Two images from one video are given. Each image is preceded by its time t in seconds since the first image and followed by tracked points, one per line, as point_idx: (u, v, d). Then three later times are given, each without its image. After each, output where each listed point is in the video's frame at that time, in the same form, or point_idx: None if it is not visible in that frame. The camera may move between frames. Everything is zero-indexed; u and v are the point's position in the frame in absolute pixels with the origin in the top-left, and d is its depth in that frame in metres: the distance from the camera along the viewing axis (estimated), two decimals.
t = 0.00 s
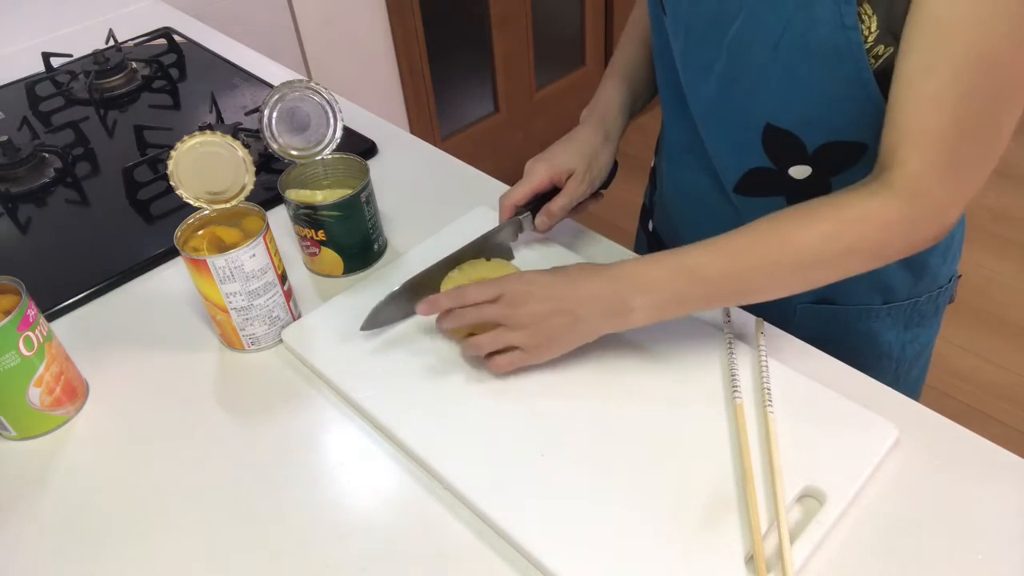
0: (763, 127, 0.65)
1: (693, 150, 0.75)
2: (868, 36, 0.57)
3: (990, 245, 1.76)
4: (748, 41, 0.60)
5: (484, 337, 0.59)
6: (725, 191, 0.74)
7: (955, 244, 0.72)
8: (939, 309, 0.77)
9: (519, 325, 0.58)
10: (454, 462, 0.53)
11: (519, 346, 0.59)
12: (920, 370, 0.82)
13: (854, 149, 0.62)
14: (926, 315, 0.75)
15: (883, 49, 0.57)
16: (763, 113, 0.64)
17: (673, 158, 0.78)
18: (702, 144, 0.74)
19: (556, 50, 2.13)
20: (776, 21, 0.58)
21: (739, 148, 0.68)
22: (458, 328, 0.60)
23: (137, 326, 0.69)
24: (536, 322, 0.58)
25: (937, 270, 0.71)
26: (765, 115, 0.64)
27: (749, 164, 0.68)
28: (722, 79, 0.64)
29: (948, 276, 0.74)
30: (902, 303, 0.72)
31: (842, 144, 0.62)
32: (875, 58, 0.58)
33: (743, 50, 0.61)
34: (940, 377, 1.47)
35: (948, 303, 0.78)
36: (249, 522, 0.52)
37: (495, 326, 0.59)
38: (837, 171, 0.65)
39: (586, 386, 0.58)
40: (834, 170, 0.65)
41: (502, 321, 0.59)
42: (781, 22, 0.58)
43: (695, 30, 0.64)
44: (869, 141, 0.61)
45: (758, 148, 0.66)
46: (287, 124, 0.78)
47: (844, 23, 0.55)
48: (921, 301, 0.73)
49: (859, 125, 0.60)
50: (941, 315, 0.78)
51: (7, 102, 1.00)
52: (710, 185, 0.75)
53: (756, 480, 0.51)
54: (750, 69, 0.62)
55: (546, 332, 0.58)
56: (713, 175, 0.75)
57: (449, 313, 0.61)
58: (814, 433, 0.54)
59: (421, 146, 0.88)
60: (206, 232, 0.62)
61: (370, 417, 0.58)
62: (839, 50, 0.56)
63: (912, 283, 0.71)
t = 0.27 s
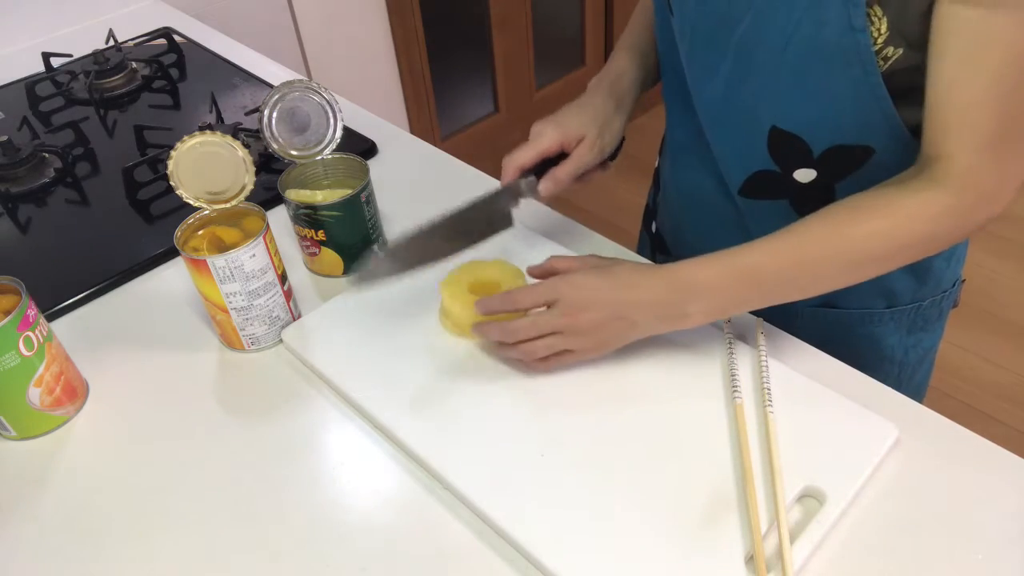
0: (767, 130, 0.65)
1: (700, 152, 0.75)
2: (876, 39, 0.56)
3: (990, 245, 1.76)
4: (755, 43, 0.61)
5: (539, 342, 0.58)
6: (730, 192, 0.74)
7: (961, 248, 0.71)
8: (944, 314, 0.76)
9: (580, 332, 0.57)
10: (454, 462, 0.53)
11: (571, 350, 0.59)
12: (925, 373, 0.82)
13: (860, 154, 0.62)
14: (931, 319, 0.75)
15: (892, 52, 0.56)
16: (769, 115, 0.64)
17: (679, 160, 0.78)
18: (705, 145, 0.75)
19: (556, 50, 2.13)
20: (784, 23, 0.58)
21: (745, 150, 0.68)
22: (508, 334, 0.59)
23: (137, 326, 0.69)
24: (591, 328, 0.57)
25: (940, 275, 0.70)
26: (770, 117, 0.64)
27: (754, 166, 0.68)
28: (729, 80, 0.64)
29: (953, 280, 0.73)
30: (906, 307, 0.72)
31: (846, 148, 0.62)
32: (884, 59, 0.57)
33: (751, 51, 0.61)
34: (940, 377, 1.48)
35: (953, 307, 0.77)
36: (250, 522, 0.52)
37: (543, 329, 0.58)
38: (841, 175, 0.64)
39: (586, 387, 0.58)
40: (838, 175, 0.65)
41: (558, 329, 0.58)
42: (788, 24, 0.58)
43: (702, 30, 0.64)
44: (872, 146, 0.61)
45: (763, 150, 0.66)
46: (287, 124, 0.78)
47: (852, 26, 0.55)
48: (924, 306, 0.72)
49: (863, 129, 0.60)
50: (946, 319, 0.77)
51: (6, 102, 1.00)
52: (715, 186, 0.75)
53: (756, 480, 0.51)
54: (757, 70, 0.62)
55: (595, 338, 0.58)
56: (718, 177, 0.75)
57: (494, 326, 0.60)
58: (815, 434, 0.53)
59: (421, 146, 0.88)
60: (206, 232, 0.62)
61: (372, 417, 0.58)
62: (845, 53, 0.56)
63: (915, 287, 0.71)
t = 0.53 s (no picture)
0: (772, 132, 0.65)
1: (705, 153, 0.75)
2: (885, 43, 0.56)
3: (990, 245, 1.76)
4: (761, 46, 0.61)
5: (532, 338, 0.58)
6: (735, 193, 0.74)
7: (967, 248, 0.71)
8: (950, 315, 0.76)
9: (570, 327, 0.58)
10: (454, 462, 0.53)
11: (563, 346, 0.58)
12: (931, 374, 0.82)
13: (864, 155, 0.62)
14: (937, 320, 0.75)
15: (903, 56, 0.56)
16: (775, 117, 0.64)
17: (684, 160, 0.78)
18: (709, 146, 0.75)
19: (556, 50, 2.13)
20: (791, 26, 0.58)
21: (748, 151, 0.68)
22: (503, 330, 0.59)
23: (137, 326, 0.69)
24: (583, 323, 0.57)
25: (946, 275, 0.70)
26: (776, 119, 0.64)
27: (758, 167, 0.68)
28: (735, 83, 0.65)
29: (958, 281, 0.73)
30: (912, 307, 0.72)
31: (851, 150, 0.62)
32: (894, 63, 0.56)
33: (758, 54, 0.62)
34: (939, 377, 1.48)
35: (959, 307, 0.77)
36: (250, 522, 0.52)
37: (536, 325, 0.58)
38: (845, 176, 0.64)
39: (587, 387, 0.58)
40: (842, 176, 0.64)
41: (546, 322, 0.58)
42: (796, 28, 0.58)
43: (708, 31, 0.65)
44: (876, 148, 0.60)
45: (768, 151, 0.66)
46: (287, 124, 0.78)
47: (859, 30, 0.55)
48: (930, 306, 0.72)
49: (869, 132, 0.60)
50: (951, 320, 0.77)
51: (6, 102, 1.00)
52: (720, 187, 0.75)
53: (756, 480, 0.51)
54: (763, 74, 0.62)
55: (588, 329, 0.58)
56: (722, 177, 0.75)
57: (486, 316, 0.60)
58: (816, 435, 0.53)
59: (421, 146, 0.88)
60: (206, 232, 0.62)
61: (372, 419, 0.58)
62: (853, 57, 0.56)
63: (921, 288, 0.70)
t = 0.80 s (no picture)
0: (773, 132, 0.65)
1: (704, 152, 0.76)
2: (886, 44, 0.56)
3: (990, 245, 1.76)
4: (761, 48, 0.61)
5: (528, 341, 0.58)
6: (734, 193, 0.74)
7: (967, 249, 0.71)
8: (951, 315, 0.76)
9: (565, 327, 0.57)
10: (455, 462, 0.53)
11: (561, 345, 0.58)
12: (932, 374, 0.82)
13: (863, 156, 0.61)
14: (938, 320, 0.75)
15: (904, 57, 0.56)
16: (774, 119, 0.64)
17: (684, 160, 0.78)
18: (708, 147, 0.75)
19: (556, 50, 2.13)
20: (791, 29, 0.58)
21: (748, 150, 0.68)
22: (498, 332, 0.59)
23: (137, 326, 0.69)
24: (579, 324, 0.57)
25: (947, 276, 0.70)
26: (776, 120, 0.64)
27: (757, 167, 0.68)
28: (735, 85, 0.65)
29: (958, 281, 0.73)
30: (913, 307, 0.72)
31: (850, 150, 0.62)
32: (895, 64, 0.56)
33: (758, 57, 0.62)
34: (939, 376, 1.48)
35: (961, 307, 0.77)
36: (250, 522, 0.52)
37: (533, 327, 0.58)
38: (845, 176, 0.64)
39: (587, 387, 0.58)
40: (841, 176, 0.64)
41: (541, 323, 0.58)
42: (795, 30, 0.58)
43: (709, 31, 0.65)
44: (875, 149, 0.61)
45: (768, 151, 0.66)
46: (287, 124, 0.78)
47: (859, 33, 0.55)
48: (932, 306, 0.72)
49: (869, 134, 0.60)
50: (952, 320, 0.77)
51: (6, 102, 1.00)
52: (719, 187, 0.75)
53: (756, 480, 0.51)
54: (762, 76, 0.62)
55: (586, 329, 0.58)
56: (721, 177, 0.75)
57: (482, 321, 0.60)
58: (816, 435, 0.53)
59: (421, 146, 0.88)
60: (206, 232, 0.62)
61: (372, 419, 0.58)
62: (853, 59, 0.56)
63: (921, 288, 0.70)
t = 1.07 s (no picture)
0: (770, 134, 0.65)
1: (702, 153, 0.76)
2: (883, 47, 0.56)
3: (990, 245, 1.76)
4: (758, 50, 0.61)
5: (529, 342, 0.58)
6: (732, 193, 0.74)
7: (964, 248, 0.71)
8: (949, 314, 0.76)
9: (564, 326, 0.57)
10: (455, 462, 0.53)
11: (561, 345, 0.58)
12: (929, 373, 0.82)
13: (861, 156, 0.61)
14: (935, 319, 0.75)
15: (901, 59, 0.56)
16: (771, 120, 0.64)
17: (683, 160, 0.78)
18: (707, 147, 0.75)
19: (556, 50, 2.13)
20: (786, 31, 0.58)
21: (746, 151, 0.68)
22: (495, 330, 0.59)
23: (137, 325, 0.69)
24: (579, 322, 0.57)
25: (944, 275, 0.70)
26: (774, 121, 0.64)
27: (755, 168, 0.68)
28: (732, 87, 0.65)
29: (956, 280, 0.73)
30: (910, 306, 0.72)
31: (848, 151, 0.62)
32: (892, 67, 0.56)
33: (754, 59, 0.62)
34: (938, 376, 1.48)
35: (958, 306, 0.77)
36: (250, 522, 0.52)
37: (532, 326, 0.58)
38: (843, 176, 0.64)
39: (587, 387, 0.58)
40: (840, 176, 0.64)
41: (541, 323, 0.58)
42: (791, 33, 0.58)
43: (707, 32, 0.65)
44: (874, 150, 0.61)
45: (766, 151, 0.66)
46: (287, 124, 0.78)
47: (855, 35, 0.55)
48: (928, 305, 0.72)
49: (866, 136, 0.60)
50: (949, 319, 0.77)
51: (7, 102, 1.00)
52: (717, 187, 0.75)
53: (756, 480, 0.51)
54: (759, 77, 0.62)
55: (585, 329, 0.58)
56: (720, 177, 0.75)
57: (482, 318, 0.60)
58: (816, 435, 0.53)
59: (421, 146, 0.88)
60: (206, 232, 0.62)
61: (372, 419, 0.58)
62: (849, 61, 0.56)
63: (918, 287, 0.71)
